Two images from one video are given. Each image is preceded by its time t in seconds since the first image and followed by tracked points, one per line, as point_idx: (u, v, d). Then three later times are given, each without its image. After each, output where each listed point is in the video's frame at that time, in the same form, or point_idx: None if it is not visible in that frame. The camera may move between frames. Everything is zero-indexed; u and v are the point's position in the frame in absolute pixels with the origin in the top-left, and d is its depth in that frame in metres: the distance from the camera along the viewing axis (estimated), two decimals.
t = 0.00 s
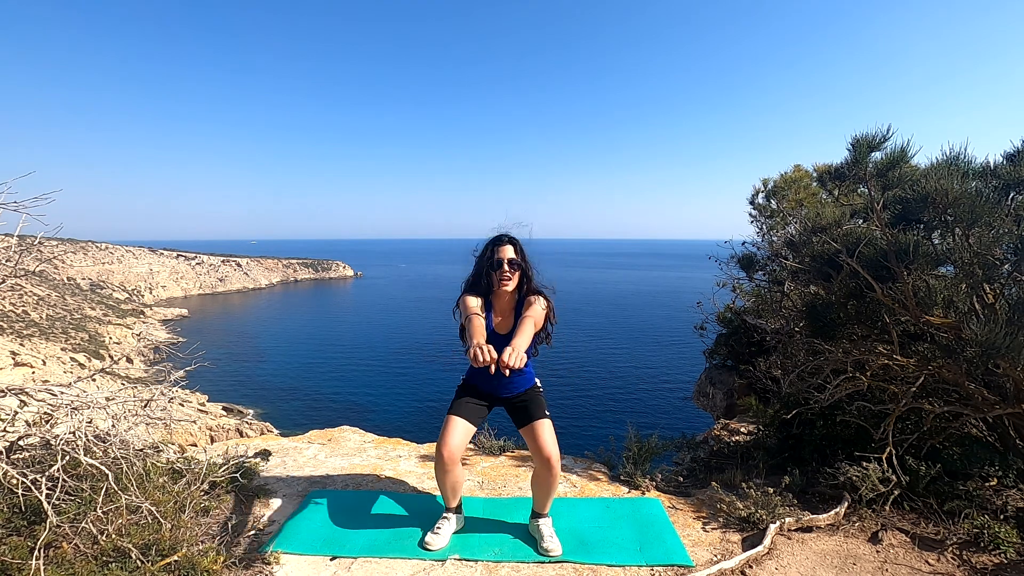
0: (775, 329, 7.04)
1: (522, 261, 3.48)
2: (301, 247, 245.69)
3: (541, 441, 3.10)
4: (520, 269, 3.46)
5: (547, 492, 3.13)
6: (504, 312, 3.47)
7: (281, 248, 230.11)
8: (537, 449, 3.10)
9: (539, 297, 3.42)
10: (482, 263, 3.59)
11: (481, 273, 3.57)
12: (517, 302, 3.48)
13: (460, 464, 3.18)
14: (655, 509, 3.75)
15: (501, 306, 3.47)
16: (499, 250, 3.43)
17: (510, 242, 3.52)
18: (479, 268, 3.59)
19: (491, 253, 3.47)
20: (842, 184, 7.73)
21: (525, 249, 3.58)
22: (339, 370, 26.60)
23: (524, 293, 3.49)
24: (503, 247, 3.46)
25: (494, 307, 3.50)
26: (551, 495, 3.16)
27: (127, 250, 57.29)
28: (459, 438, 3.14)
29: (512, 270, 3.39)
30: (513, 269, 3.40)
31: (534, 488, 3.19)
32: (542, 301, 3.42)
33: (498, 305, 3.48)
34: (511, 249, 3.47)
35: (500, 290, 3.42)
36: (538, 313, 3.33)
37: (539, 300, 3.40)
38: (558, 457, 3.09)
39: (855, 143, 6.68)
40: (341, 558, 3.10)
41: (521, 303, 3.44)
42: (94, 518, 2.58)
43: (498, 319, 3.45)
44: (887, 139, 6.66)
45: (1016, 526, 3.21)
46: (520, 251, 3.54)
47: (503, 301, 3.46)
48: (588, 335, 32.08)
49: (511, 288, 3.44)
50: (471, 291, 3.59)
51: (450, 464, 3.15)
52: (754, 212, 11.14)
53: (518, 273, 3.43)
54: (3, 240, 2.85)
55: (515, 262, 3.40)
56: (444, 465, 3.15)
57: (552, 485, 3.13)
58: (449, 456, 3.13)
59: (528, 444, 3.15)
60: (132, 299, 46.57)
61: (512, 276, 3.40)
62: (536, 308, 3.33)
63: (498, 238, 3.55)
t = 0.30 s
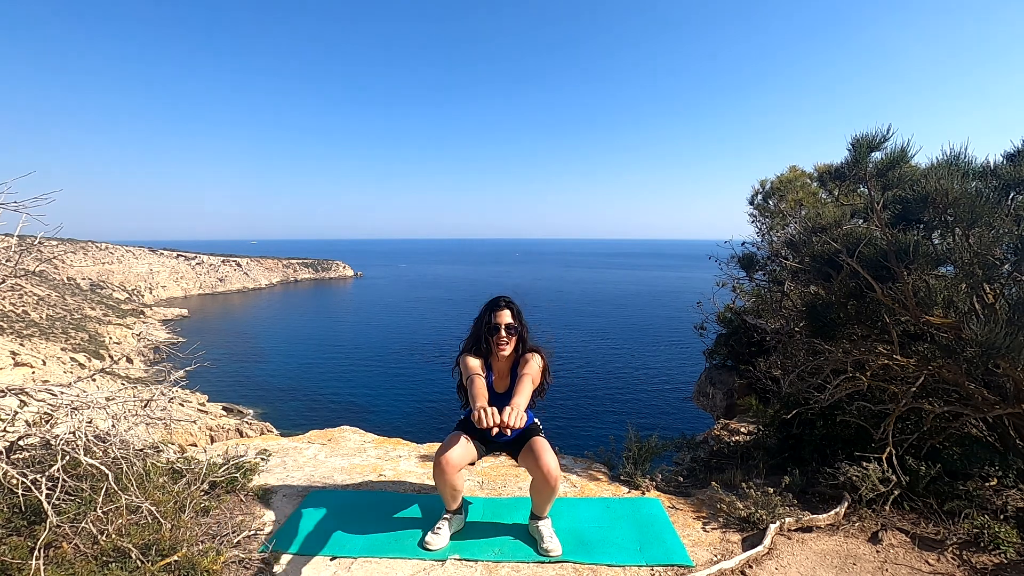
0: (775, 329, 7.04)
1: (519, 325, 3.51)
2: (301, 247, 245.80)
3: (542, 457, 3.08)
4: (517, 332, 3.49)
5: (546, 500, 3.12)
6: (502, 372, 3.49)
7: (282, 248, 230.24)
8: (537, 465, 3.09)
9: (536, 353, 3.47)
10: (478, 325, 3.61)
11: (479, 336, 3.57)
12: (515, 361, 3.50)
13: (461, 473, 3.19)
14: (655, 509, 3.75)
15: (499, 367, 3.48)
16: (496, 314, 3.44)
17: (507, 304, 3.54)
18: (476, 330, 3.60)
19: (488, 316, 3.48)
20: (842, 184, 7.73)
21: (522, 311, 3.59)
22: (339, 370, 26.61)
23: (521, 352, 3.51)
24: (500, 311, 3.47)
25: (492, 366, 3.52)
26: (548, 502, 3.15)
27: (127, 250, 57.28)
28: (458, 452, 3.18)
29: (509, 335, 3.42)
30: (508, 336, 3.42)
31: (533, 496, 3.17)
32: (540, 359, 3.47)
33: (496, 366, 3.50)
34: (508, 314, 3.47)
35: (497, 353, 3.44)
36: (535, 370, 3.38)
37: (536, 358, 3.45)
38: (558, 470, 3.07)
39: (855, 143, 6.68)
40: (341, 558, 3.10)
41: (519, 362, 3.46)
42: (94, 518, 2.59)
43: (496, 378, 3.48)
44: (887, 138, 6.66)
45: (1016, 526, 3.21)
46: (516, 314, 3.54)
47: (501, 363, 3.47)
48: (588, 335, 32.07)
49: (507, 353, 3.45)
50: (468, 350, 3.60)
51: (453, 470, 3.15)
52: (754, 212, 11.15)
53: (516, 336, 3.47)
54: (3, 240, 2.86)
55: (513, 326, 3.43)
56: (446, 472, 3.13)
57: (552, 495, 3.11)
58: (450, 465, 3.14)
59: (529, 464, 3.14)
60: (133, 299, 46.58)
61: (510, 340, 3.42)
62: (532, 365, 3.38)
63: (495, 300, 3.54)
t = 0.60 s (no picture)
0: (775, 329, 7.04)
1: (518, 337, 3.51)
2: (301, 247, 245.89)
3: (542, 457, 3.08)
4: (515, 344, 3.49)
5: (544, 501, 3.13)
6: (500, 384, 3.50)
7: (282, 248, 230.31)
8: (537, 464, 3.09)
9: (533, 364, 3.47)
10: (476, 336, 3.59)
11: (476, 347, 3.55)
12: (512, 372, 3.50)
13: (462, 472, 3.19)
14: (655, 509, 3.75)
15: (497, 378, 3.48)
16: (494, 326, 3.43)
17: (505, 316, 3.53)
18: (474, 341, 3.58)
19: (486, 328, 3.48)
20: (842, 184, 7.73)
21: (520, 323, 3.57)
22: (339, 370, 26.61)
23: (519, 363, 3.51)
24: (499, 323, 3.46)
25: (490, 377, 3.52)
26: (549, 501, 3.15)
27: (127, 250, 57.27)
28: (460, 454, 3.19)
29: (508, 347, 3.42)
30: (507, 348, 3.41)
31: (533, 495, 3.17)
32: (538, 371, 3.47)
33: (494, 377, 3.50)
34: (506, 326, 3.45)
35: (495, 365, 3.44)
36: (533, 381, 3.38)
37: (534, 370, 3.45)
38: (558, 470, 3.07)
39: (855, 143, 6.68)
40: (341, 558, 3.10)
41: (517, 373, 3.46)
42: (94, 518, 2.58)
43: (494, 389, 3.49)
44: (887, 138, 6.66)
45: (1016, 526, 3.21)
46: (514, 326, 3.53)
47: (499, 374, 3.47)
48: (588, 335, 32.09)
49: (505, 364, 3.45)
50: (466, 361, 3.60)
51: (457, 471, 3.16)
52: (754, 212, 11.15)
53: (513, 349, 3.47)
54: (3, 241, 2.86)
55: (512, 339, 3.43)
56: (450, 472, 3.15)
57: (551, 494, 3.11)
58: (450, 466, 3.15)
59: (528, 461, 3.14)
60: (132, 299, 46.57)
61: (508, 353, 3.43)
62: (530, 376, 3.38)
63: (492, 312, 3.51)
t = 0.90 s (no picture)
0: (775, 329, 7.04)
1: (515, 289, 3.44)
2: (301, 247, 246.04)
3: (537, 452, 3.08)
4: (512, 295, 3.43)
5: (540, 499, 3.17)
6: (500, 336, 3.42)
7: (282, 248, 230.42)
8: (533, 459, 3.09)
9: (533, 319, 3.38)
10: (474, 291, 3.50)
11: (474, 301, 3.45)
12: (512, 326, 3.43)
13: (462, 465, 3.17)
14: (655, 509, 3.75)
15: (495, 330, 3.40)
16: (492, 277, 3.37)
17: (502, 268, 3.47)
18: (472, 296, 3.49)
19: (485, 280, 3.41)
20: (842, 184, 7.73)
21: (518, 275, 3.50)
22: (339, 370, 26.61)
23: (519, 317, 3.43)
24: (496, 274, 3.40)
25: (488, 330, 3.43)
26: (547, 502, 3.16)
27: (127, 250, 57.27)
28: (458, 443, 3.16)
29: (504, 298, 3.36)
30: (506, 299, 3.38)
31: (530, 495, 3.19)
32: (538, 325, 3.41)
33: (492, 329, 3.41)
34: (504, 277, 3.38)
35: (494, 316, 3.38)
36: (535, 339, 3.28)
37: (534, 323, 3.39)
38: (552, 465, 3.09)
39: (855, 143, 6.68)
40: (341, 559, 3.10)
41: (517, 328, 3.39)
42: (94, 518, 2.58)
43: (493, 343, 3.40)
44: (888, 139, 6.66)
45: (1016, 526, 3.21)
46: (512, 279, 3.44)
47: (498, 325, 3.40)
48: (588, 335, 32.09)
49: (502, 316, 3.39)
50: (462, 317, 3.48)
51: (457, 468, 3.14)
52: (754, 212, 11.14)
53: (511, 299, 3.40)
54: (3, 240, 2.86)
55: (508, 289, 3.37)
56: (449, 469, 3.12)
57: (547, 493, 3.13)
58: (450, 462, 3.13)
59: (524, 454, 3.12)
60: (132, 299, 46.57)
61: (505, 303, 3.37)
62: (532, 335, 3.28)
63: (488, 266, 3.48)
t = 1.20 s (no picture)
0: (775, 329, 7.05)
1: (517, 216, 3.20)
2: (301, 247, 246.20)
3: (530, 429, 3.19)
4: (515, 223, 3.18)
5: (537, 485, 3.22)
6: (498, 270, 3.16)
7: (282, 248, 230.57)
8: (526, 437, 3.20)
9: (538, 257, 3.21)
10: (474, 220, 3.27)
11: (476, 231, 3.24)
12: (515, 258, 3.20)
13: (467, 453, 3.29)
14: (655, 509, 3.75)
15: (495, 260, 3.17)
16: (492, 202, 3.11)
17: (504, 191, 3.19)
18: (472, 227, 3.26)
19: (485, 205, 3.16)
20: (842, 184, 7.74)
21: (520, 202, 3.23)
22: (339, 370, 26.62)
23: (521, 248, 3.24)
24: (497, 199, 3.13)
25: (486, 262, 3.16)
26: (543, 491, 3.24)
27: (127, 250, 57.25)
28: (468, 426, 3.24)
29: (506, 224, 3.09)
30: (507, 224, 3.09)
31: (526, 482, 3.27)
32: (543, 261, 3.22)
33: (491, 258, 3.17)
34: (506, 203, 3.13)
35: (495, 243, 3.14)
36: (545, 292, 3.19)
37: (538, 256, 3.22)
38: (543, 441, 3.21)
39: (855, 143, 6.68)
40: (341, 558, 3.10)
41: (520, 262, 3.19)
42: (94, 518, 2.58)
43: (493, 275, 3.14)
44: (887, 139, 6.66)
45: (1016, 526, 3.21)
46: (514, 205, 3.20)
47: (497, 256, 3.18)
48: (588, 335, 32.11)
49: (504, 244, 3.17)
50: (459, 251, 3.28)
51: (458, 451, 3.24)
52: (754, 212, 11.15)
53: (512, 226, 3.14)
54: (3, 240, 2.86)
55: (509, 216, 3.10)
56: (453, 451, 3.24)
57: (542, 476, 3.23)
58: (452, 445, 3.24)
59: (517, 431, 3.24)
60: (132, 299, 46.57)
61: (508, 231, 3.11)
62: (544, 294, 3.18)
63: (490, 187, 3.20)
